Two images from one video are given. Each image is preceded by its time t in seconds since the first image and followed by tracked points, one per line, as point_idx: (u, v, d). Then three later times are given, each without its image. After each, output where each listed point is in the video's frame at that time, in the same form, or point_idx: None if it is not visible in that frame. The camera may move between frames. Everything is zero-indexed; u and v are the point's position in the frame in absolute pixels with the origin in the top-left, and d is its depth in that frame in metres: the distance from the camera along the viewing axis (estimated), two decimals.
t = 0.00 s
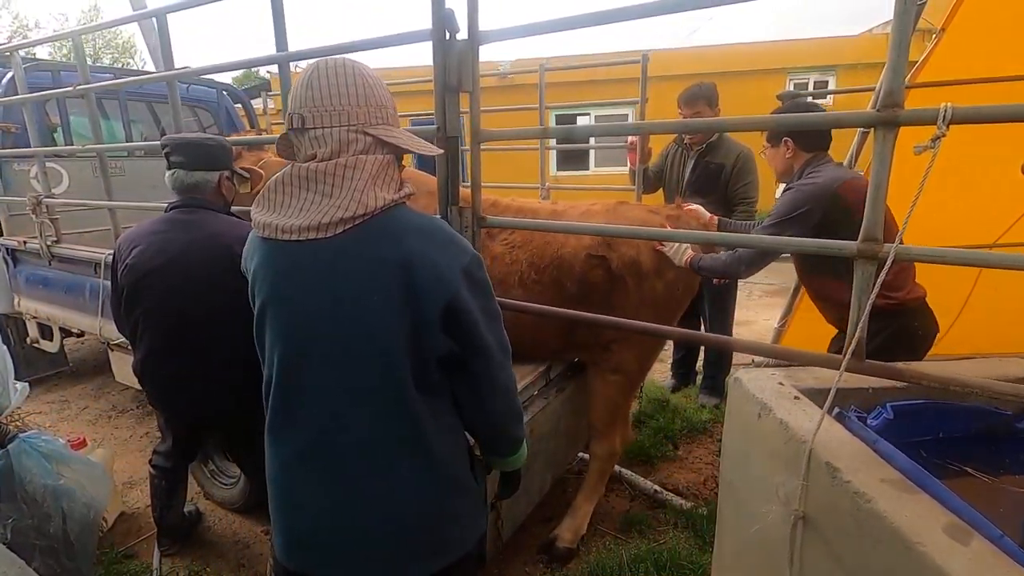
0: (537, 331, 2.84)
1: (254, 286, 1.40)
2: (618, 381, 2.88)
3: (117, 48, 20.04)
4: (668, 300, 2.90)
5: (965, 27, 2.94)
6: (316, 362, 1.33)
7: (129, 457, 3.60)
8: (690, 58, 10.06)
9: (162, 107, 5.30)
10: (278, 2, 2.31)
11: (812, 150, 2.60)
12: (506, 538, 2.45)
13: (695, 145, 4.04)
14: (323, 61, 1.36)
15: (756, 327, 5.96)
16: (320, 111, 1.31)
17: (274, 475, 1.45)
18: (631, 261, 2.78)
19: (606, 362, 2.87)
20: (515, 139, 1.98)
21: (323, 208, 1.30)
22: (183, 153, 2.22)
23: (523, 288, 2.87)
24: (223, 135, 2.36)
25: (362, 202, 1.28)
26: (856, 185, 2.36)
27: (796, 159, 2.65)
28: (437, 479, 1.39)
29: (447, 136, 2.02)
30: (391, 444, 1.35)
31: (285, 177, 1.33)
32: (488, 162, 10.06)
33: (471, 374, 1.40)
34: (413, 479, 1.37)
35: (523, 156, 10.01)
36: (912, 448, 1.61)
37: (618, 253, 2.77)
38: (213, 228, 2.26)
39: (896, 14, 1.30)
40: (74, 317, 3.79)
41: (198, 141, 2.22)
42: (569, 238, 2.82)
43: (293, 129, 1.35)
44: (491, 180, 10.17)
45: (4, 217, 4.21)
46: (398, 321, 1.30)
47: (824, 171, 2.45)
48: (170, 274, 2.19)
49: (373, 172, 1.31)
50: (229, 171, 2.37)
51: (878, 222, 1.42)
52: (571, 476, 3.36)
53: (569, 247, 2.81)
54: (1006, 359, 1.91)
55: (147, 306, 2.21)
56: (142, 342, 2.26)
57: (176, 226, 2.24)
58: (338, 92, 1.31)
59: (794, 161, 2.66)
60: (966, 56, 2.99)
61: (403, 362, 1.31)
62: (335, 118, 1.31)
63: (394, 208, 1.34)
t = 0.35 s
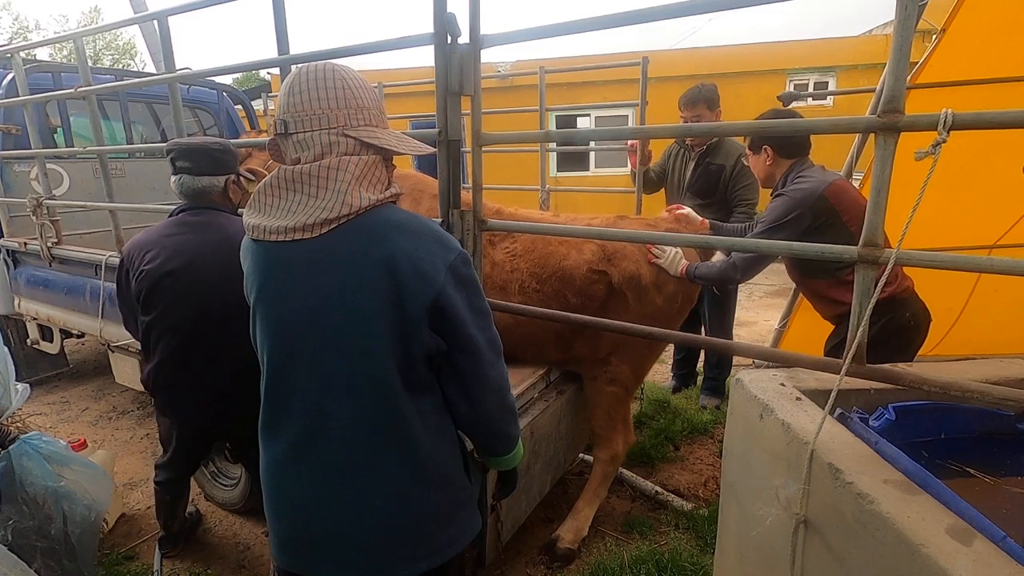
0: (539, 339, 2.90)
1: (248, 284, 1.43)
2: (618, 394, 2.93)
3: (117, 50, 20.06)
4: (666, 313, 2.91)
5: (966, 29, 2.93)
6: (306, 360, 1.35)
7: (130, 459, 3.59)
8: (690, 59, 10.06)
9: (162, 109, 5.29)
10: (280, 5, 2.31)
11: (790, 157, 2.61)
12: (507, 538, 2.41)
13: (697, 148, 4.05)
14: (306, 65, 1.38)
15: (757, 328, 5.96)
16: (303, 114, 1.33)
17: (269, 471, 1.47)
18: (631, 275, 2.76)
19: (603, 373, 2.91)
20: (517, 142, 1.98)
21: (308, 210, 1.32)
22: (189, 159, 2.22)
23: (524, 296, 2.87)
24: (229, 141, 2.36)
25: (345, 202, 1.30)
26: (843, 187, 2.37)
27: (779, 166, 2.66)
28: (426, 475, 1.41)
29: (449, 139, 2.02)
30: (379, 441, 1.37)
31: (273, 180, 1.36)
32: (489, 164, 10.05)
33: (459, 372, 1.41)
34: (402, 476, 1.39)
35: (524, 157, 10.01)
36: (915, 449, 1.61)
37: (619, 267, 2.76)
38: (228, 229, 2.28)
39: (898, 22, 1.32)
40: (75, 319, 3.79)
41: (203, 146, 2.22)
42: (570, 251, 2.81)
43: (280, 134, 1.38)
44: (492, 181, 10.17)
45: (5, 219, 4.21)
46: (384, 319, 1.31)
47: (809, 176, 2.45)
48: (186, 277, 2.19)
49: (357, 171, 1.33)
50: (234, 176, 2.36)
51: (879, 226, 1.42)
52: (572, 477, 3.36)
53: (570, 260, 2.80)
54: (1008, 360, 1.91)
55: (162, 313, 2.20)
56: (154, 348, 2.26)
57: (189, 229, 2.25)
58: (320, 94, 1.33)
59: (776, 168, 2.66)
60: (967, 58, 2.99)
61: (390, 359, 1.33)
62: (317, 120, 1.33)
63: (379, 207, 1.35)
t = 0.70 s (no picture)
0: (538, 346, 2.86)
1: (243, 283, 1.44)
2: (621, 399, 2.95)
3: (117, 51, 20.10)
4: (668, 314, 2.93)
5: (965, 30, 2.94)
6: (298, 358, 1.36)
7: (129, 460, 3.59)
8: (689, 59, 10.07)
9: (161, 109, 5.29)
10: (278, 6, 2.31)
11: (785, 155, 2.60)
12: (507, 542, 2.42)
13: (698, 149, 4.06)
14: (289, 69, 1.37)
15: (757, 329, 5.96)
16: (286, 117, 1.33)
17: (266, 470, 1.49)
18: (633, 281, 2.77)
19: (604, 378, 2.91)
20: (516, 144, 1.97)
21: (299, 211, 1.33)
22: (159, 167, 2.22)
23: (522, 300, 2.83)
24: (208, 141, 2.30)
25: (335, 203, 1.31)
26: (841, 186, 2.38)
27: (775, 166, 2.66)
28: (418, 472, 1.41)
29: (448, 141, 2.02)
30: (370, 438, 1.37)
31: (264, 183, 1.36)
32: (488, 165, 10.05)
33: (450, 368, 1.41)
34: (394, 473, 1.39)
35: (524, 158, 10.01)
36: (915, 450, 1.61)
37: (621, 272, 2.76)
38: (209, 236, 2.26)
39: (899, 25, 1.32)
40: (74, 320, 3.78)
41: (169, 153, 2.19)
42: (573, 255, 2.80)
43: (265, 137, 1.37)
44: (492, 182, 10.17)
45: (5, 220, 4.21)
46: (374, 315, 1.32)
47: (807, 175, 2.46)
48: (168, 282, 2.19)
49: (347, 172, 1.34)
50: (213, 179, 2.32)
51: (879, 228, 1.42)
52: (572, 478, 3.36)
53: (572, 265, 2.78)
54: (1008, 360, 1.91)
55: (144, 318, 2.20)
56: (135, 352, 2.25)
57: (171, 234, 2.24)
58: (305, 98, 1.33)
59: (771, 168, 2.67)
60: (966, 59, 2.99)
61: (380, 356, 1.33)
62: (303, 124, 1.32)
63: (368, 205, 1.36)
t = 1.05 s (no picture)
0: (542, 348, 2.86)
1: (238, 281, 1.45)
2: (624, 405, 2.97)
3: (118, 52, 20.15)
4: (671, 322, 2.93)
5: (966, 32, 2.94)
6: (291, 356, 1.37)
7: (129, 461, 3.59)
8: (689, 61, 10.08)
9: (162, 110, 5.29)
10: (280, 7, 2.31)
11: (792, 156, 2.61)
12: (507, 540, 2.35)
13: (699, 151, 4.06)
14: (289, 72, 1.38)
15: (757, 330, 5.97)
16: (282, 119, 1.33)
17: (261, 467, 1.49)
18: (639, 288, 2.77)
19: (608, 385, 2.92)
20: (517, 145, 1.98)
21: (292, 212, 1.33)
22: (159, 165, 2.22)
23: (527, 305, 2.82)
24: (207, 138, 2.29)
25: (327, 203, 1.31)
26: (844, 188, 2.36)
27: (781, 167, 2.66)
28: (411, 468, 1.42)
29: (449, 143, 2.03)
30: (363, 434, 1.38)
31: (259, 183, 1.36)
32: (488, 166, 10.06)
33: (442, 366, 1.42)
34: (388, 471, 1.40)
35: (524, 159, 10.02)
36: (916, 452, 1.61)
37: (627, 279, 2.76)
38: (215, 233, 2.27)
39: (899, 28, 1.32)
40: (74, 321, 3.78)
41: (167, 152, 2.19)
42: (579, 261, 2.80)
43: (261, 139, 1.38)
44: (492, 183, 10.18)
45: (6, 221, 4.22)
46: (366, 314, 1.32)
47: (809, 178, 2.45)
48: (174, 280, 2.19)
49: (342, 173, 1.34)
50: (214, 175, 2.32)
51: (880, 230, 1.42)
52: (572, 480, 3.35)
53: (579, 272, 2.78)
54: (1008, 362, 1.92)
55: (149, 313, 2.20)
56: (141, 348, 2.25)
57: (175, 232, 2.24)
58: (305, 99, 1.33)
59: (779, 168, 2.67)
60: (966, 61, 3.00)
61: (372, 354, 1.34)
62: (301, 124, 1.33)
63: (361, 206, 1.36)
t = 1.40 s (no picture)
0: (544, 350, 2.86)
1: (237, 276, 1.45)
2: (625, 408, 2.98)
3: (118, 53, 20.19)
4: (674, 327, 2.94)
5: (965, 34, 2.95)
6: (291, 353, 1.37)
7: (129, 462, 3.59)
8: (689, 62, 10.09)
9: (162, 111, 5.30)
10: (280, 8, 2.31)
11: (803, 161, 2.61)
12: (507, 541, 2.34)
13: (697, 153, 4.07)
14: (296, 74, 1.38)
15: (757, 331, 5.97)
16: (290, 118, 1.33)
17: (260, 463, 1.50)
18: (644, 295, 2.77)
19: (609, 388, 2.93)
20: (517, 146, 1.98)
21: (295, 211, 1.33)
22: (163, 166, 2.22)
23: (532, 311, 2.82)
24: (211, 138, 2.30)
25: (331, 204, 1.32)
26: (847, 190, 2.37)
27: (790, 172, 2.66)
28: (409, 463, 1.42)
29: (449, 144, 2.03)
30: (362, 429, 1.38)
31: (263, 181, 1.36)
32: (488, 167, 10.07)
33: (440, 363, 1.43)
34: (387, 468, 1.40)
35: (523, 160, 10.04)
36: (914, 452, 1.61)
37: (633, 286, 2.76)
38: (217, 234, 2.27)
39: (899, 30, 1.33)
40: (74, 321, 3.79)
41: (172, 153, 2.20)
42: (585, 267, 2.79)
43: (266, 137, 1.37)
44: (491, 184, 10.19)
45: (6, 222, 4.22)
46: (365, 311, 1.33)
47: (815, 179, 2.46)
48: (176, 281, 2.19)
49: (346, 175, 1.35)
50: (218, 176, 2.32)
51: (879, 232, 1.42)
52: (572, 480, 3.35)
53: (585, 278, 2.77)
54: (1007, 363, 1.92)
55: (152, 317, 2.20)
56: (146, 352, 2.26)
57: (176, 233, 2.24)
58: (313, 102, 1.33)
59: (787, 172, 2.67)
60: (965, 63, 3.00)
61: (371, 351, 1.34)
62: (308, 126, 1.33)
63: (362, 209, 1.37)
